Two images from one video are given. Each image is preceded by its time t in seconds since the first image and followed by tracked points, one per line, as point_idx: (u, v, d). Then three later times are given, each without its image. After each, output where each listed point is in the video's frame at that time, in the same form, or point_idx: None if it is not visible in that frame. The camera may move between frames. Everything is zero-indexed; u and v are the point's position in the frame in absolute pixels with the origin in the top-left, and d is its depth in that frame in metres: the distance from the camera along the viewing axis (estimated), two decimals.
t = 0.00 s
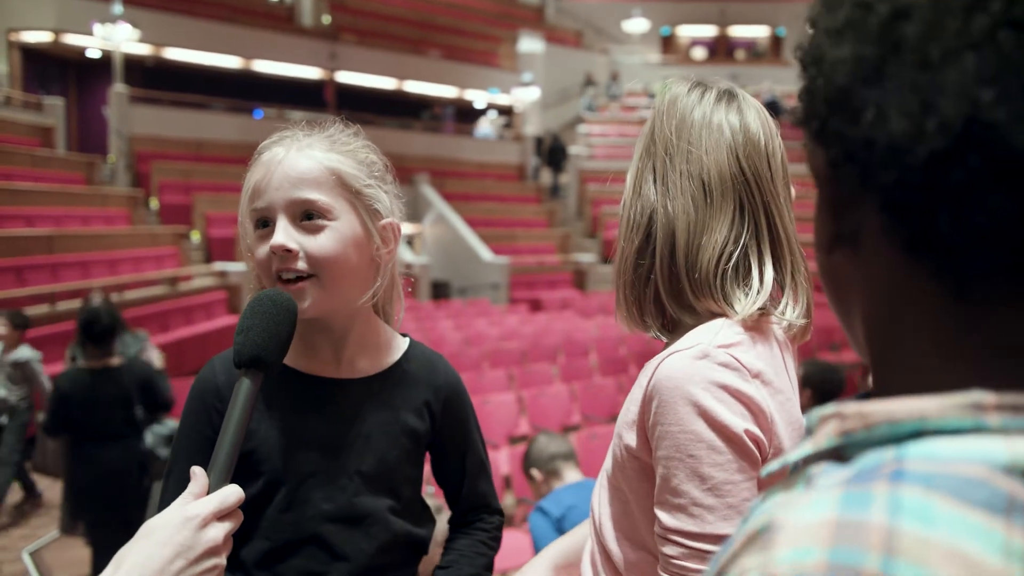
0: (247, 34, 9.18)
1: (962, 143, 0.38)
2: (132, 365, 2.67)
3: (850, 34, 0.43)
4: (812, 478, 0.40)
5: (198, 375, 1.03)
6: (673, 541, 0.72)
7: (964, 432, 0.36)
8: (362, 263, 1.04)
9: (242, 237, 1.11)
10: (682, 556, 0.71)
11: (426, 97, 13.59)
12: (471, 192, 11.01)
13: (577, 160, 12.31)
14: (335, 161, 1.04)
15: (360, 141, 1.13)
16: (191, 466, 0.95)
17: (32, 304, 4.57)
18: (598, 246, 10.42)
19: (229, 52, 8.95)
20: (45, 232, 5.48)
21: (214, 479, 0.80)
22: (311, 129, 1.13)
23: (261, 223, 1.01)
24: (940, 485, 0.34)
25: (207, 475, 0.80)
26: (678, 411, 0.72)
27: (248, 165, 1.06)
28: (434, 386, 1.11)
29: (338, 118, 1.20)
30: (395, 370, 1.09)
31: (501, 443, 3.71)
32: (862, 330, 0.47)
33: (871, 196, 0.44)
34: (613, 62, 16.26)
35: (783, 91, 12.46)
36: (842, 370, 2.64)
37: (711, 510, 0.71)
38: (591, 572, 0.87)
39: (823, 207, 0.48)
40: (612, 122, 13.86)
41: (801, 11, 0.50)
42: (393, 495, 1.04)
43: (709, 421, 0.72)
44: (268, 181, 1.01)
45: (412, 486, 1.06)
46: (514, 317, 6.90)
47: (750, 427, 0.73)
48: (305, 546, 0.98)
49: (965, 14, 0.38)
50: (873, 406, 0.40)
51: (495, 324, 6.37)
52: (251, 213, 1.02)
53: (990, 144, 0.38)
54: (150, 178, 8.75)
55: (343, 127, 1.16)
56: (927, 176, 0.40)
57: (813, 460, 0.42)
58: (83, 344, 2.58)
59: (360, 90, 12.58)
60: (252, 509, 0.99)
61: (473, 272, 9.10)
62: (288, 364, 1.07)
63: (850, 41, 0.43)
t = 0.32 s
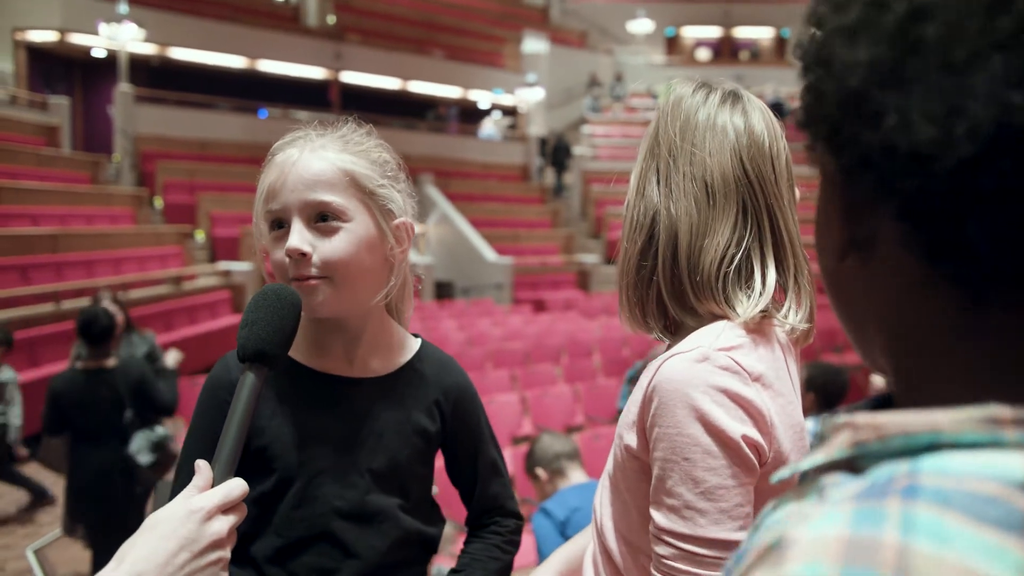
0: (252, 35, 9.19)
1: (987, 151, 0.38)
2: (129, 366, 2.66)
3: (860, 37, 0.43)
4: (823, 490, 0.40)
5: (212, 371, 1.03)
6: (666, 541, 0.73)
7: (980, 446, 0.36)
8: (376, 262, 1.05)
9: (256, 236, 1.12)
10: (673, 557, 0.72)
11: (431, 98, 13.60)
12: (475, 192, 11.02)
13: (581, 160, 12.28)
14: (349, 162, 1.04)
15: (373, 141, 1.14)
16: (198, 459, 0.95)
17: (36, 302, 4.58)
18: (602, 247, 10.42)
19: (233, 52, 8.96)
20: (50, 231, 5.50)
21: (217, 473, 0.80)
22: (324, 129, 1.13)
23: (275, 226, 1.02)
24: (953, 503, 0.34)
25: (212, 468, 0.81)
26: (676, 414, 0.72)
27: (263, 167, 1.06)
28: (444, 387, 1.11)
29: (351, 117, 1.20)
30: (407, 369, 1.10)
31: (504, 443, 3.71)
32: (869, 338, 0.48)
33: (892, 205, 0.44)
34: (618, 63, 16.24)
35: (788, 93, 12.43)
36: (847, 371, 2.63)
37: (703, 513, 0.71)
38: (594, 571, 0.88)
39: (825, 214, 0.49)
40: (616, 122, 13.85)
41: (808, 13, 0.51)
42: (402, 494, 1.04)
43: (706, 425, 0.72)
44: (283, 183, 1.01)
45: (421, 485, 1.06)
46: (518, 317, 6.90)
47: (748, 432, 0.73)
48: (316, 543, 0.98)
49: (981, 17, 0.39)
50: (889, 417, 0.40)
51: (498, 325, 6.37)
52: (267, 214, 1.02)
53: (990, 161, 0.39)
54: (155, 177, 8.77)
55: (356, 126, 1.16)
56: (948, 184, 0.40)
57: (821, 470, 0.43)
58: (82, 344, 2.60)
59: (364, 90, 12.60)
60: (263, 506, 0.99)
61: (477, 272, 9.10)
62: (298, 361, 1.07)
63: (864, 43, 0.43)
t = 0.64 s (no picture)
0: (255, 34, 9.20)
1: None
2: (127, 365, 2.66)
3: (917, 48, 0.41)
4: (984, 519, 0.37)
5: (224, 371, 1.03)
6: (685, 545, 0.72)
7: None
8: (389, 262, 1.05)
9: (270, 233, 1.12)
10: (696, 563, 0.71)
11: (433, 97, 13.61)
12: (478, 191, 11.02)
13: (583, 159, 12.28)
14: (362, 162, 1.05)
15: (388, 141, 1.14)
16: (208, 457, 0.96)
17: (39, 301, 4.60)
18: (604, 246, 10.43)
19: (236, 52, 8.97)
20: (53, 230, 5.52)
21: (228, 472, 0.80)
22: (339, 129, 1.13)
23: (288, 223, 1.02)
24: None
25: (221, 467, 0.81)
26: (687, 415, 0.72)
27: (277, 165, 1.07)
28: (455, 387, 1.11)
29: (368, 118, 1.20)
30: (419, 370, 1.10)
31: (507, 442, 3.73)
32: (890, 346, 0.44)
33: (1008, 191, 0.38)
34: (620, 62, 16.23)
35: (790, 93, 12.43)
36: (849, 370, 2.64)
37: (723, 515, 0.71)
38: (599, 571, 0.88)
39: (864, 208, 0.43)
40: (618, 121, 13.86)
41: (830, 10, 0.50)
42: (414, 494, 1.04)
43: (719, 426, 0.72)
44: (296, 181, 1.02)
45: (432, 486, 1.06)
46: (520, 317, 6.91)
47: (760, 432, 0.73)
48: (327, 544, 0.98)
49: None
50: None
51: (501, 324, 6.38)
52: (280, 213, 1.03)
53: None
54: (158, 176, 8.79)
55: (371, 126, 1.17)
56: None
57: (932, 500, 0.40)
58: (81, 344, 2.62)
59: (366, 89, 12.61)
60: (274, 505, 0.99)
61: (479, 272, 9.10)
62: (309, 361, 1.08)
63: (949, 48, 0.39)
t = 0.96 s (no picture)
0: (256, 34, 9.20)
1: None
2: (127, 365, 2.63)
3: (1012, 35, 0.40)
4: None
5: (229, 372, 1.03)
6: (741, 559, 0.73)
7: None
8: (394, 261, 1.06)
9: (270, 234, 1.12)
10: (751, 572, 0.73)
11: (433, 96, 13.59)
12: (479, 191, 11.02)
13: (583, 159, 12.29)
14: (366, 163, 1.05)
15: (390, 141, 1.14)
16: (214, 457, 0.96)
17: (42, 301, 4.62)
18: (605, 246, 10.43)
19: (238, 52, 8.97)
20: (55, 231, 5.52)
21: (233, 470, 0.80)
22: (341, 130, 1.13)
23: (292, 224, 1.02)
24: None
25: (226, 465, 0.81)
26: (745, 429, 0.74)
27: (280, 167, 1.07)
28: (460, 386, 1.11)
29: (367, 118, 1.20)
30: (424, 369, 1.10)
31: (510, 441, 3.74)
32: (895, 343, 0.46)
33: None
34: (621, 62, 16.20)
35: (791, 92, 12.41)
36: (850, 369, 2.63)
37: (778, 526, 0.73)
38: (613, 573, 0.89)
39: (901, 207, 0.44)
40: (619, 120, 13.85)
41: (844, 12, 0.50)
42: (419, 494, 1.04)
43: (773, 435, 0.74)
44: (301, 183, 1.01)
45: (438, 486, 1.06)
46: (522, 316, 6.92)
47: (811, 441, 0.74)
48: (331, 544, 0.98)
49: None
50: None
51: (502, 323, 6.38)
52: (284, 214, 1.02)
53: None
54: (159, 177, 8.79)
55: (372, 127, 1.17)
56: None
57: (1017, 509, 0.41)
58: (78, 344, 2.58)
59: (367, 89, 12.61)
60: (278, 506, 0.99)
61: (480, 272, 9.11)
62: (314, 361, 1.07)
63: None
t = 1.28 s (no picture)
0: (257, 34, 9.20)
1: None
2: (126, 365, 2.67)
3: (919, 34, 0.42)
4: (937, 510, 0.39)
5: (233, 370, 1.03)
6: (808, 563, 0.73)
7: None
8: (397, 262, 1.06)
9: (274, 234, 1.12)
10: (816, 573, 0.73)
11: (434, 96, 13.57)
12: (479, 190, 11.01)
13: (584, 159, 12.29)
14: (370, 163, 1.05)
15: (393, 142, 1.14)
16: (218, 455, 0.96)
17: (43, 301, 4.62)
18: (607, 246, 10.42)
19: (240, 52, 8.97)
20: (57, 232, 5.52)
21: (237, 468, 0.80)
22: (345, 131, 1.13)
23: (296, 224, 1.02)
24: None
25: (230, 464, 0.81)
26: (801, 431, 0.74)
27: (285, 167, 1.07)
28: (461, 387, 1.11)
29: (371, 119, 1.20)
30: (426, 370, 1.10)
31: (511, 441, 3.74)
32: (896, 348, 0.48)
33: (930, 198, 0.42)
34: (622, 61, 16.19)
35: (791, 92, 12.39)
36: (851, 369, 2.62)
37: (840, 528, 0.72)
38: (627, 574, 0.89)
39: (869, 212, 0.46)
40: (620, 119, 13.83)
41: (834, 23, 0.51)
42: (419, 495, 1.04)
43: (824, 433, 0.73)
44: (304, 183, 1.02)
45: (439, 487, 1.06)
46: (523, 316, 6.91)
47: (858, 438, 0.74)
48: (331, 544, 0.98)
49: None
50: (1006, 429, 0.39)
51: (503, 323, 6.38)
52: (288, 214, 1.03)
53: None
54: (160, 177, 8.78)
55: (377, 128, 1.17)
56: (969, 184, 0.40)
57: (895, 488, 0.43)
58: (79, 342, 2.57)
59: (368, 89, 12.60)
60: (279, 505, 0.99)
61: (481, 271, 9.10)
62: (318, 362, 1.08)
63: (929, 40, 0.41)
